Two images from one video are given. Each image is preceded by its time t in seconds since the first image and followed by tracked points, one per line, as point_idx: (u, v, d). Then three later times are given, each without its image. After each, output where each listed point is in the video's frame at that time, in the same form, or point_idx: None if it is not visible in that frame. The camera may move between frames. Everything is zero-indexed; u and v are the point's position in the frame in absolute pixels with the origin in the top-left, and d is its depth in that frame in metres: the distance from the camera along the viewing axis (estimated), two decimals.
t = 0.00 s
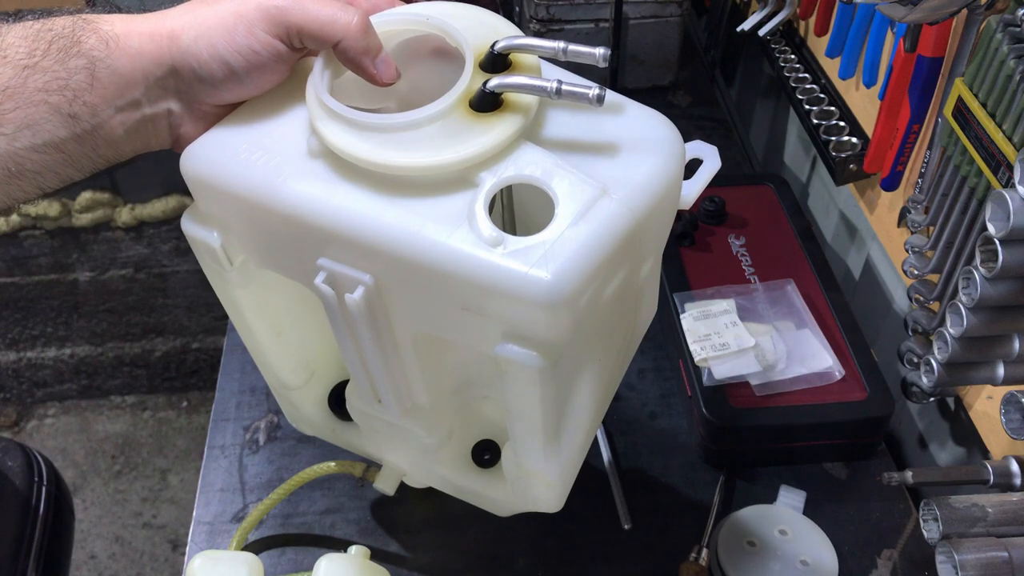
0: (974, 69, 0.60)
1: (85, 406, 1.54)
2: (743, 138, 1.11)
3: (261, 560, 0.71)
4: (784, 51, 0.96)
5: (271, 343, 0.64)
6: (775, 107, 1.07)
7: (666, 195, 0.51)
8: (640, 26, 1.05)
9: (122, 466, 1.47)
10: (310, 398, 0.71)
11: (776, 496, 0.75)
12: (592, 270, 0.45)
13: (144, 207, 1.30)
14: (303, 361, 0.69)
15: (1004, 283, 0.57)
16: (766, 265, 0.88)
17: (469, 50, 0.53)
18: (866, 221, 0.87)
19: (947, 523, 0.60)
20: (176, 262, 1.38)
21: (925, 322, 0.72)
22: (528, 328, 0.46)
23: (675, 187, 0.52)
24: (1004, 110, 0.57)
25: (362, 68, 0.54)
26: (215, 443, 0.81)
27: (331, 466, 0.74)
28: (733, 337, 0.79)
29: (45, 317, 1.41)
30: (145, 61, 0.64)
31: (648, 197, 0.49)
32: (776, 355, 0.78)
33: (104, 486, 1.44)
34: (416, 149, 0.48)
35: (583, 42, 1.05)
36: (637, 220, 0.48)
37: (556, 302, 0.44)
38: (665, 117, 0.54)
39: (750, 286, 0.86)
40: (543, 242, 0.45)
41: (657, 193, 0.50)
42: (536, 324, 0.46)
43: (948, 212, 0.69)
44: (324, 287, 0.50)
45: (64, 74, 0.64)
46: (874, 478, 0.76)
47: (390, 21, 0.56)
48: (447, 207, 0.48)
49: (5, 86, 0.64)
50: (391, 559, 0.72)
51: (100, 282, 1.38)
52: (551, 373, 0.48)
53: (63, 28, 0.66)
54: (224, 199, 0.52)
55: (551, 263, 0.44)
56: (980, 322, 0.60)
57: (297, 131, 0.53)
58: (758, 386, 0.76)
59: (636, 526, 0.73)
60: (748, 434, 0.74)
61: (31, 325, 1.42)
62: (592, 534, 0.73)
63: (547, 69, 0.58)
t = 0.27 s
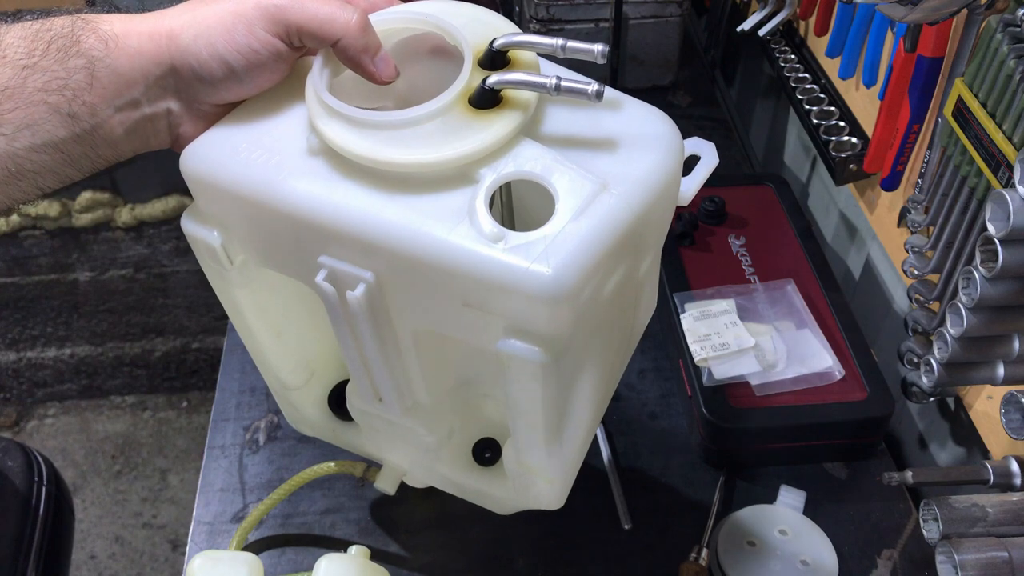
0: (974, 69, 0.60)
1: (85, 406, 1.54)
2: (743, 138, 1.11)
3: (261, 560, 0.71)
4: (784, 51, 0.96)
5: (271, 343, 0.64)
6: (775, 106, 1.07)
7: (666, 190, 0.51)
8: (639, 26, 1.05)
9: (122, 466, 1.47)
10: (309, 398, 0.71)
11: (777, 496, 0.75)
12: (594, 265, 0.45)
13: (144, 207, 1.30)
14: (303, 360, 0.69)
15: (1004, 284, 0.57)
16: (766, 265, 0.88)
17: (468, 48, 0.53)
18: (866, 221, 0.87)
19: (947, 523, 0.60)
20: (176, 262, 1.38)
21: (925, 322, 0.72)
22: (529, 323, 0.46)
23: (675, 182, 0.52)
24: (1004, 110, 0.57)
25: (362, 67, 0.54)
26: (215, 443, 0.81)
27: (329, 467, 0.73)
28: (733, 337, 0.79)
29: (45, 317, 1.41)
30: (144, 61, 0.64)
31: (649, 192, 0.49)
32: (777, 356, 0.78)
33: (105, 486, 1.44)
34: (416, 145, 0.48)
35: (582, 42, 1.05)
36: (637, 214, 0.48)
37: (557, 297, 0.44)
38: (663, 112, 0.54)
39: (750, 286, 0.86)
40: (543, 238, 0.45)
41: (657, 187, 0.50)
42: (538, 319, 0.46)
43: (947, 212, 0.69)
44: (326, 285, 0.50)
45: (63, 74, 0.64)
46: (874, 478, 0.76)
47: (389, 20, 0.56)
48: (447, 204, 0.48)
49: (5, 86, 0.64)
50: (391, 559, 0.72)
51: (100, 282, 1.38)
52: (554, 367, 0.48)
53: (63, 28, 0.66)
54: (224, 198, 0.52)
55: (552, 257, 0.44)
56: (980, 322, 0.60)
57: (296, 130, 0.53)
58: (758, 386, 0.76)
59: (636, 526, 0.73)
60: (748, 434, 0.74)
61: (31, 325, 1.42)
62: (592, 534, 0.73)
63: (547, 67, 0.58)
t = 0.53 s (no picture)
0: (974, 69, 0.60)
1: (85, 406, 1.54)
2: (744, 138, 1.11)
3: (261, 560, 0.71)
4: (784, 51, 0.96)
5: (273, 343, 0.64)
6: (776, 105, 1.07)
7: (669, 185, 0.51)
8: (639, 26, 1.05)
9: (122, 466, 1.47)
10: (310, 398, 0.71)
11: (777, 496, 0.75)
12: (598, 260, 0.45)
13: (144, 206, 1.29)
14: (304, 360, 0.69)
15: (1004, 284, 0.57)
16: (766, 265, 0.88)
17: (470, 46, 0.53)
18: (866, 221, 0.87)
19: (947, 523, 0.60)
20: (176, 262, 1.37)
21: (925, 322, 0.72)
22: (535, 319, 0.46)
23: (677, 177, 0.52)
24: (1004, 110, 0.57)
25: (364, 65, 0.54)
26: (215, 443, 0.81)
27: (328, 467, 0.73)
28: (733, 337, 0.79)
29: (45, 317, 1.41)
30: (145, 61, 0.64)
31: (652, 187, 0.49)
32: (776, 355, 0.78)
33: (105, 486, 1.44)
34: (420, 142, 0.48)
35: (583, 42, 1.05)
36: (641, 209, 0.48)
37: (563, 292, 0.44)
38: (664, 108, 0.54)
39: (750, 286, 0.86)
40: (548, 233, 0.45)
41: (660, 181, 0.50)
42: (544, 314, 0.46)
43: (947, 212, 0.69)
44: (330, 283, 0.50)
45: (65, 74, 0.64)
46: (874, 478, 0.76)
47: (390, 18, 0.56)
48: (451, 201, 0.48)
49: (6, 87, 0.64)
50: (391, 559, 0.72)
51: (100, 282, 1.38)
52: (559, 363, 0.48)
53: (64, 29, 0.66)
54: (227, 198, 0.52)
55: (557, 252, 0.44)
56: (980, 322, 0.60)
57: (298, 128, 0.53)
58: (758, 386, 0.76)
59: (636, 526, 0.73)
60: (748, 434, 0.74)
61: (31, 325, 1.42)
62: (592, 534, 0.73)
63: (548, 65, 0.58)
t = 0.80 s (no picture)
0: (974, 69, 0.60)
1: (85, 406, 1.54)
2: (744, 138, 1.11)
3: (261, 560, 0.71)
4: (784, 51, 0.96)
5: (274, 343, 0.64)
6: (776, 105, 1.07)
7: (672, 184, 0.51)
8: (639, 26, 1.05)
9: (122, 466, 1.47)
10: (311, 399, 0.71)
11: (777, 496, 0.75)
12: (604, 258, 0.45)
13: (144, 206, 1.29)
14: (305, 360, 0.69)
15: (1003, 283, 0.57)
16: (766, 265, 0.88)
17: (473, 46, 0.53)
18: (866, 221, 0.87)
19: (947, 523, 0.60)
20: (176, 262, 1.37)
21: (925, 322, 0.72)
22: (540, 317, 0.46)
23: (681, 176, 0.52)
24: (1004, 110, 0.57)
25: (368, 65, 0.54)
26: (215, 443, 0.81)
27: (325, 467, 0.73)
28: (734, 337, 0.79)
29: (45, 317, 1.41)
30: (148, 61, 0.64)
31: (656, 186, 0.49)
32: (776, 355, 0.78)
33: (105, 486, 1.44)
34: (425, 142, 0.48)
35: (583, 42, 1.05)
36: (646, 208, 0.49)
37: (568, 291, 0.44)
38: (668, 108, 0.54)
39: (750, 286, 0.86)
40: (553, 233, 0.45)
41: (664, 180, 0.50)
42: (550, 312, 0.46)
43: (948, 212, 0.69)
44: (335, 282, 0.50)
45: (69, 74, 0.64)
46: (874, 478, 0.76)
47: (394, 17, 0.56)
48: (456, 200, 0.48)
49: (9, 87, 0.64)
50: (391, 559, 0.72)
51: (100, 282, 1.38)
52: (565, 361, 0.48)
53: (67, 29, 0.66)
54: (231, 197, 0.52)
55: (563, 251, 0.44)
56: (980, 322, 0.60)
57: (302, 127, 0.53)
58: (758, 386, 0.76)
59: (636, 526, 0.73)
60: (748, 434, 0.74)
61: (31, 325, 1.42)
62: (592, 533, 0.73)
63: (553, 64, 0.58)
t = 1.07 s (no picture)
0: (974, 69, 0.60)
1: (85, 406, 1.54)
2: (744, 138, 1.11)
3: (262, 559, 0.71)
4: (784, 52, 0.96)
5: (274, 340, 0.64)
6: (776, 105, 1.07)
7: (670, 174, 0.51)
8: (640, 26, 1.05)
9: (122, 466, 1.47)
10: (311, 398, 0.71)
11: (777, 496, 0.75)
12: (604, 246, 0.45)
13: (144, 207, 1.29)
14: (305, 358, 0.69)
15: (1004, 283, 0.57)
16: (766, 266, 0.88)
17: (472, 40, 0.53)
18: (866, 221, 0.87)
19: (947, 523, 0.60)
20: (176, 262, 1.37)
21: (925, 322, 0.72)
22: (542, 307, 0.46)
23: (679, 167, 0.53)
24: (1004, 110, 0.57)
25: (366, 60, 0.54)
26: (215, 443, 0.81)
27: (323, 465, 0.73)
28: (734, 338, 0.79)
29: (45, 317, 1.41)
30: (149, 57, 0.64)
31: (655, 176, 0.49)
32: (776, 355, 0.78)
33: (105, 486, 1.44)
34: (425, 134, 0.48)
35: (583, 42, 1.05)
36: (645, 198, 0.49)
37: (569, 280, 0.44)
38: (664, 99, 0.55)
39: (750, 286, 0.86)
40: (554, 222, 0.45)
41: (663, 170, 0.50)
42: (551, 302, 0.46)
43: (948, 211, 0.69)
44: (335, 275, 0.50)
45: (70, 71, 0.65)
46: (874, 478, 0.76)
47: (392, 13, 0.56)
48: (456, 192, 0.48)
49: (11, 84, 0.64)
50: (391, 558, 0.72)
51: (100, 282, 1.38)
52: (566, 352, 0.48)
53: (67, 26, 0.66)
54: (232, 192, 0.52)
55: (563, 240, 0.44)
56: (981, 322, 0.60)
57: (302, 122, 0.53)
58: (758, 386, 0.76)
59: (636, 526, 0.73)
60: (748, 434, 0.74)
61: (31, 325, 1.42)
62: (592, 533, 0.73)
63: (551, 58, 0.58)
